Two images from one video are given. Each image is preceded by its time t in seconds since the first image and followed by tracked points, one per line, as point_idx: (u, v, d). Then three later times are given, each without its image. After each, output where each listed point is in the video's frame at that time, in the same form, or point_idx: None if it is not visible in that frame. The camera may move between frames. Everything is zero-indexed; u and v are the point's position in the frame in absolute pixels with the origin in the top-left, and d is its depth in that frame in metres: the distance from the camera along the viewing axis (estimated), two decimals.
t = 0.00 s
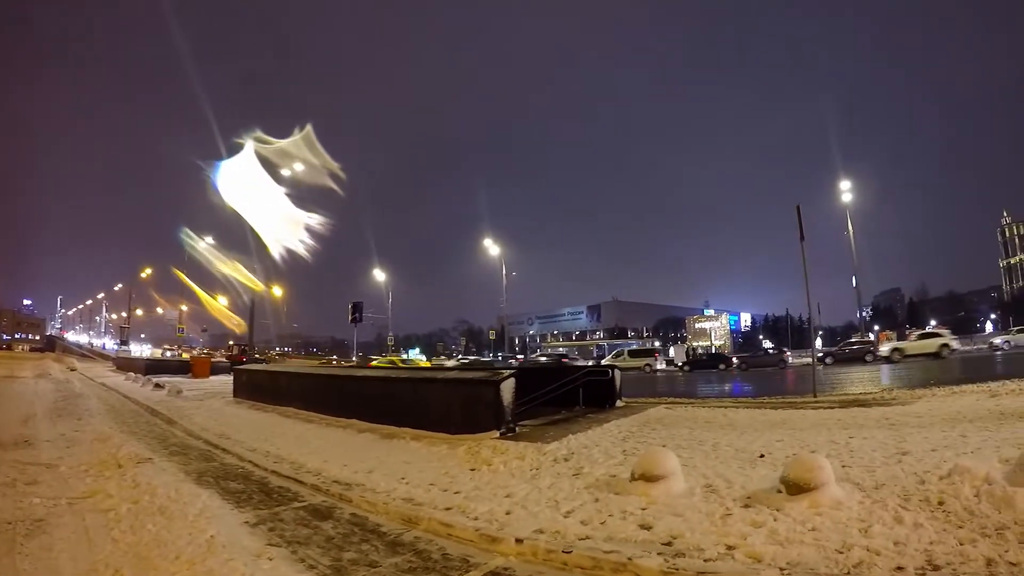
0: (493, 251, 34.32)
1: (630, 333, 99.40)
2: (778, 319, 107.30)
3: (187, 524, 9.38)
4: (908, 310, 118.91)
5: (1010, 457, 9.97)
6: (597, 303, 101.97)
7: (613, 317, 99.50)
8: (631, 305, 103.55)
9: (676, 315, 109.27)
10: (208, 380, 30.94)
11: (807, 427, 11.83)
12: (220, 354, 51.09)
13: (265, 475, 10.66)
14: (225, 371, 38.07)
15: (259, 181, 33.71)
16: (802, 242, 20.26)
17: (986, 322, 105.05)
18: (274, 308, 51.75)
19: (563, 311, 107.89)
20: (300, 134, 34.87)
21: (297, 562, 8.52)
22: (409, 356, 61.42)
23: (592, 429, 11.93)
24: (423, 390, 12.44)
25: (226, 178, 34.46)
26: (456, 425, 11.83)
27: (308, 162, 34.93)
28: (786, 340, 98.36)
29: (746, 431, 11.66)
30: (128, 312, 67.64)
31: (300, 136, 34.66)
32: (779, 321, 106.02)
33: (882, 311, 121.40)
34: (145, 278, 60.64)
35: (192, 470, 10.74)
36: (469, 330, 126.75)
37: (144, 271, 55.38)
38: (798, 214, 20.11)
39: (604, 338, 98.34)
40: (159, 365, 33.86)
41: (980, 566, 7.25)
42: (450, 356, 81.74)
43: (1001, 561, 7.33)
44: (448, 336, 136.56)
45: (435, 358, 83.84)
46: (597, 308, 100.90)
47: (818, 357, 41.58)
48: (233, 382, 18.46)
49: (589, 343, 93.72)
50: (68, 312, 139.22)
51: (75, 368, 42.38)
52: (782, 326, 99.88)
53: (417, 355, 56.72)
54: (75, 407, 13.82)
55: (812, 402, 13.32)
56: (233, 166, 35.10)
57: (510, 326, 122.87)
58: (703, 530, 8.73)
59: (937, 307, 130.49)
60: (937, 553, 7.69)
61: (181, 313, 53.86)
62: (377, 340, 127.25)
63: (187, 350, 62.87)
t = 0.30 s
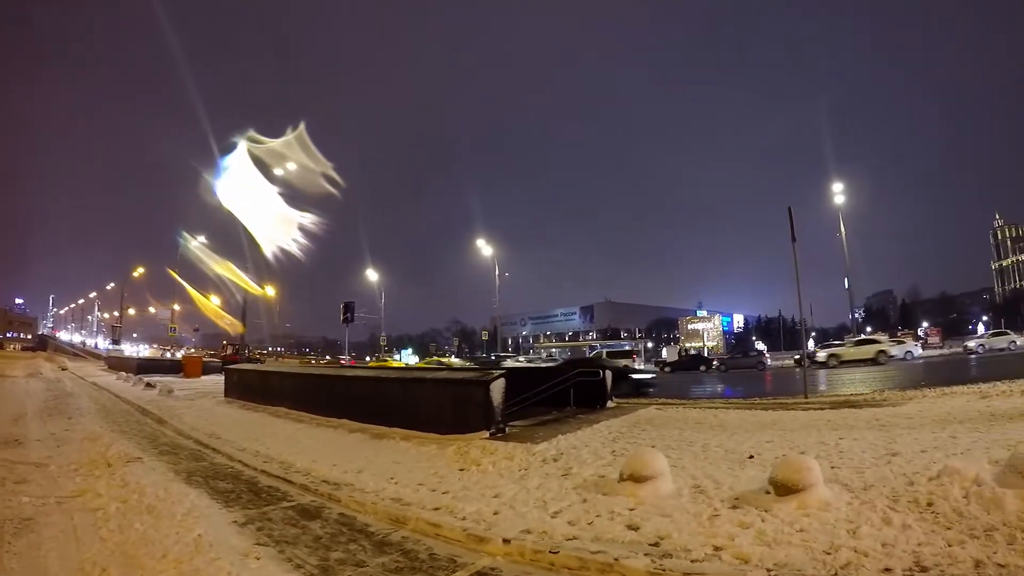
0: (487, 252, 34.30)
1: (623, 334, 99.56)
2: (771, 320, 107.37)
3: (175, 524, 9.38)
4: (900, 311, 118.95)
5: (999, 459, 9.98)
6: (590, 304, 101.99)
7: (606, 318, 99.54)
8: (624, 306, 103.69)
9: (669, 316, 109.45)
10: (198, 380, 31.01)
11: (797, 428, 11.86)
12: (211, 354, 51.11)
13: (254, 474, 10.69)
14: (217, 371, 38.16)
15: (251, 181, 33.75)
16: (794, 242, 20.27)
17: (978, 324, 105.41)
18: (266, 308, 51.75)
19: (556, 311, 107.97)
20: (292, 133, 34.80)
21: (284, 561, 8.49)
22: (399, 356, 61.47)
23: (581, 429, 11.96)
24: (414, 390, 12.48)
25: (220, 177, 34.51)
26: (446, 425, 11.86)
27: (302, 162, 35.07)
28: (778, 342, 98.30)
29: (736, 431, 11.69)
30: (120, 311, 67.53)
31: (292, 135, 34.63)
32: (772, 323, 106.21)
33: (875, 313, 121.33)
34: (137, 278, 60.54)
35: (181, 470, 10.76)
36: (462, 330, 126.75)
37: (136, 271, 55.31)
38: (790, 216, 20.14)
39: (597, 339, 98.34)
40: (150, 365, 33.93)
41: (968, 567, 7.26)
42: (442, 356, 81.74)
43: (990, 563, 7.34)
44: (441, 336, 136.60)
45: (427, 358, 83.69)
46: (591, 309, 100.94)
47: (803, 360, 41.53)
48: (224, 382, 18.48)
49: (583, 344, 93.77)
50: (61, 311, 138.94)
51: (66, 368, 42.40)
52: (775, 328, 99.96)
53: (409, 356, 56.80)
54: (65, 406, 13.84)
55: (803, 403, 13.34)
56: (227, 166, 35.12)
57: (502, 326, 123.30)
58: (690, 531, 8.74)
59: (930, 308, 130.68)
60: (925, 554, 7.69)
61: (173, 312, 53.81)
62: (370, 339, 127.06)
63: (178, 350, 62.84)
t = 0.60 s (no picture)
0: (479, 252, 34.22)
1: (614, 335, 99.71)
2: (762, 322, 107.63)
3: (164, 524, 9.34)
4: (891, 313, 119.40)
5: (988, 460, 10.01)
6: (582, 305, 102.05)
7: (598, 319, 99.63)
8: (617, 307, 103.83)
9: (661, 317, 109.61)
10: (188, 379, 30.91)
11: (787, 429, 11.89)
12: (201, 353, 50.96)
13: (244, 474, 10.67)
14: (207, 370, 38.06)
15: (242, 181, 33.69)
16: (785, 244, 20.33)
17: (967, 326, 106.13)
18: (257, 307, 51.60)
19: (548, 312, 107.93)
20: (284, 133, 34.75)
21: (273, 561, 8.46)
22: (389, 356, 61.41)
23: (572, 430, 11.98)
24: (404, 390, 12.48)
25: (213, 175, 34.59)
26: (437, 425, 11.86)
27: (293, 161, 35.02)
28: (769, 344, 98.51)
29: (726, 433, 11.72)
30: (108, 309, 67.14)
31: (286, 134, 34.75)
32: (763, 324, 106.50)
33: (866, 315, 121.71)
34: (127, 276, 60.24)
35: (171, 469, 10.74)
36: (453, 331, 126.68)
37: (126, 269, 55.09)
38: (782, 218, 20.17)
39: (589, 339, 98.37)
40: (140, 363, 33.83)
41: (957, 568, 7.29)
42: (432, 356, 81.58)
43: (978, 563, 7.36)
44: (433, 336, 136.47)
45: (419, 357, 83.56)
46: (582, 309, 101.00)
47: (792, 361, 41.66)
48: (215, 380, 18.44)
49: (575, 344, 93.85)
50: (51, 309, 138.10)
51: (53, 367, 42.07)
52: (767, 330, 100.20)
53: (399, 355, 56.72)
54: (55, 405, 13.78)
55: (794, 404, 13.38)
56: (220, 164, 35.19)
57: (492, 326, 123.45)
58: (680, 531, 8.75)
59: (921, 311, 131.15)
60: (914, 555, 7.72)
61: (163, 311, 53.60)
62: (362, 339, 126.73)
63: (167, 349, 62.58)
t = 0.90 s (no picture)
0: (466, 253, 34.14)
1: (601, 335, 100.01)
2: (748, 324, 108.29)
3: (150, 525, 9.24)
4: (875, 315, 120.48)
5: (974, 461, 10.09)
6: (569, 306, 102.28)
7: (584, 320, 99.86)
8: (604, 308, 104.14)
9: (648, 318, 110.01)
10: (173, 377, 30.68)
11: (774, 431, 11.95)
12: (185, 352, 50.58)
13: (231, 474, 10.60)
14: (192, 369, 37.79)
15: (230, 178, 33.44)
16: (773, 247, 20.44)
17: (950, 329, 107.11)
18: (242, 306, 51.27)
19: (534, 313, 107.97)
20: (273, 129, 34.49)
21: (260, 562, 8.40)
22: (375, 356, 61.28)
23: (560, 431, 11.99)
24: (391, 390, 12.44)
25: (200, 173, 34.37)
26: (424, 425, 11.83)
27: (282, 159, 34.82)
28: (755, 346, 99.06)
29: (713, 434, 11.75)
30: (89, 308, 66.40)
31: (274, 132, 34.26)
32: (749, 326, 107.15)
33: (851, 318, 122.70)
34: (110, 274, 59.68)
35: (157, 469, 10.66)
36: (440, 330, 126.58)
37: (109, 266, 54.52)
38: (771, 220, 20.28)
39: (575, 340, 98.56)
40: (124, 361, 33.51)
41: (944, 568, 7.33)
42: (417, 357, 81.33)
43: (965, 563, 7.41)
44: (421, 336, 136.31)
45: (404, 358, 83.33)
46: (568, 310, 101.18)
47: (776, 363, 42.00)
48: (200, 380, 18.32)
49: (562, 345, 93.89)
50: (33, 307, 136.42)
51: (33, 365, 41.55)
52: (753, 332, 100.83)
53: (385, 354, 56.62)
54: (38, 404, 13.62)
55: (780, 405, 13.45)
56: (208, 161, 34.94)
57: (479, 326, 123.55)
58: (668, 532, 8.75)
59: (905, 313, 132.33)
60: (901, 555, 7.77)
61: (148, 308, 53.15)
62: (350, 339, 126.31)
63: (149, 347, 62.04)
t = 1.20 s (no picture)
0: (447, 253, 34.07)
1: (580, 336, 100.35)
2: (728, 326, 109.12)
3: (131, 527, 9.16)
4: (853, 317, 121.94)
5: (951, 461, 10.25)
6: (549, 307, 102.49)
7: (563, 321, 100.10)
8: (584, 310, 104.47)
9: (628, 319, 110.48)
10: (151, 377, 30.37)
11: (754, 432, 12.07)
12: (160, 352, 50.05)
13: (212, 475, 10.54)
14: (171, 369, 37.44)
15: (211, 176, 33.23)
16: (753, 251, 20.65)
17: (926, 332, 108.59)
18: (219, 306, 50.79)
19: (514, 314, 107.95)
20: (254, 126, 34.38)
21: (244, 564, 8.35)
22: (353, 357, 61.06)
23: (541, 432, 12.04)
24: (373, 391, 12.43)
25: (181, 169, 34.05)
26: (406, 426, 11.82)
27: (263, 155, 34.57)
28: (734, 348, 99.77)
29: (694, 434, 11.85)
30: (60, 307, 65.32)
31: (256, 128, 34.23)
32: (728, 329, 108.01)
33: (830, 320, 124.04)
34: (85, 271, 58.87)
35: (137, 470, 10.58)
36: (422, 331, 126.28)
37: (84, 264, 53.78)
38: (750, 225, 20.50)
39: (555, 341, 98.78)
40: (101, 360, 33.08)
41: (924, 566, 7.44)
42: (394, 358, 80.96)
43: (944, 561, 7.53)
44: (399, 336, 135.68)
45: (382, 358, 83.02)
46: (547, 310, 101.37)
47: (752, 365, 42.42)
48: (179, 380, 18.16)
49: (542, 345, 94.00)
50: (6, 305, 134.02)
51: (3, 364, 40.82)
52: (732, 334, 101.56)
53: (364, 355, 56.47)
54: (15, 404, 13.42)
55: (759, 407, 13.59)
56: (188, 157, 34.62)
57: (460, 327, 123.55)
58: (652, 532, 8.81)
59: (883, 316, 133.95)
60: (881, 553, 7.88)
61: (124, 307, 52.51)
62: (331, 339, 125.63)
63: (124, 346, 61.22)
